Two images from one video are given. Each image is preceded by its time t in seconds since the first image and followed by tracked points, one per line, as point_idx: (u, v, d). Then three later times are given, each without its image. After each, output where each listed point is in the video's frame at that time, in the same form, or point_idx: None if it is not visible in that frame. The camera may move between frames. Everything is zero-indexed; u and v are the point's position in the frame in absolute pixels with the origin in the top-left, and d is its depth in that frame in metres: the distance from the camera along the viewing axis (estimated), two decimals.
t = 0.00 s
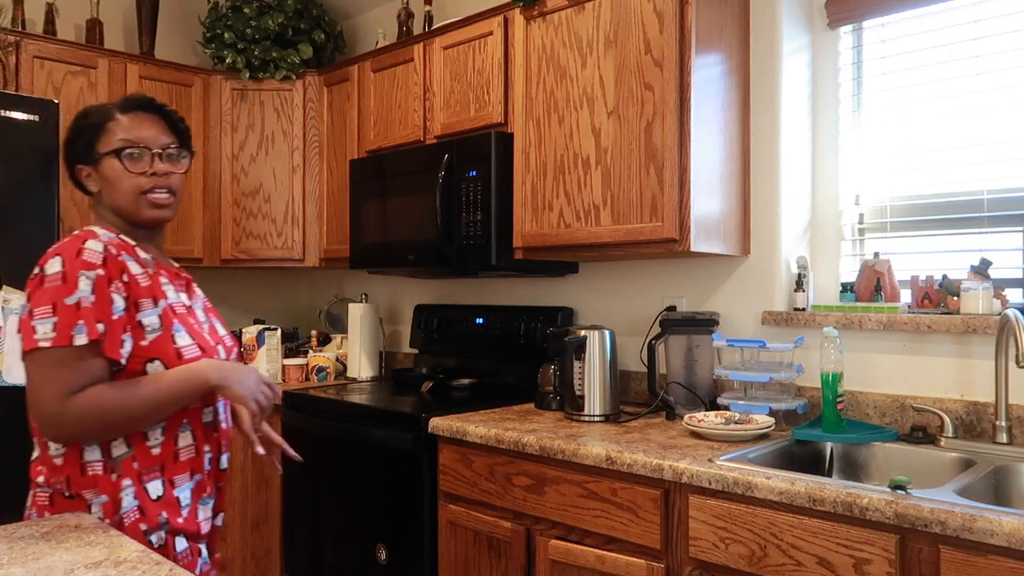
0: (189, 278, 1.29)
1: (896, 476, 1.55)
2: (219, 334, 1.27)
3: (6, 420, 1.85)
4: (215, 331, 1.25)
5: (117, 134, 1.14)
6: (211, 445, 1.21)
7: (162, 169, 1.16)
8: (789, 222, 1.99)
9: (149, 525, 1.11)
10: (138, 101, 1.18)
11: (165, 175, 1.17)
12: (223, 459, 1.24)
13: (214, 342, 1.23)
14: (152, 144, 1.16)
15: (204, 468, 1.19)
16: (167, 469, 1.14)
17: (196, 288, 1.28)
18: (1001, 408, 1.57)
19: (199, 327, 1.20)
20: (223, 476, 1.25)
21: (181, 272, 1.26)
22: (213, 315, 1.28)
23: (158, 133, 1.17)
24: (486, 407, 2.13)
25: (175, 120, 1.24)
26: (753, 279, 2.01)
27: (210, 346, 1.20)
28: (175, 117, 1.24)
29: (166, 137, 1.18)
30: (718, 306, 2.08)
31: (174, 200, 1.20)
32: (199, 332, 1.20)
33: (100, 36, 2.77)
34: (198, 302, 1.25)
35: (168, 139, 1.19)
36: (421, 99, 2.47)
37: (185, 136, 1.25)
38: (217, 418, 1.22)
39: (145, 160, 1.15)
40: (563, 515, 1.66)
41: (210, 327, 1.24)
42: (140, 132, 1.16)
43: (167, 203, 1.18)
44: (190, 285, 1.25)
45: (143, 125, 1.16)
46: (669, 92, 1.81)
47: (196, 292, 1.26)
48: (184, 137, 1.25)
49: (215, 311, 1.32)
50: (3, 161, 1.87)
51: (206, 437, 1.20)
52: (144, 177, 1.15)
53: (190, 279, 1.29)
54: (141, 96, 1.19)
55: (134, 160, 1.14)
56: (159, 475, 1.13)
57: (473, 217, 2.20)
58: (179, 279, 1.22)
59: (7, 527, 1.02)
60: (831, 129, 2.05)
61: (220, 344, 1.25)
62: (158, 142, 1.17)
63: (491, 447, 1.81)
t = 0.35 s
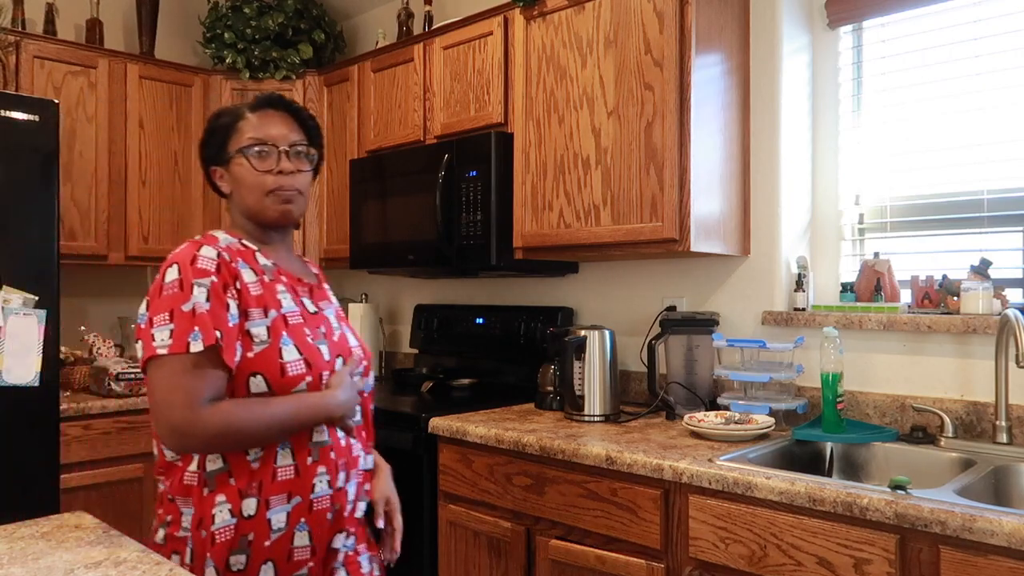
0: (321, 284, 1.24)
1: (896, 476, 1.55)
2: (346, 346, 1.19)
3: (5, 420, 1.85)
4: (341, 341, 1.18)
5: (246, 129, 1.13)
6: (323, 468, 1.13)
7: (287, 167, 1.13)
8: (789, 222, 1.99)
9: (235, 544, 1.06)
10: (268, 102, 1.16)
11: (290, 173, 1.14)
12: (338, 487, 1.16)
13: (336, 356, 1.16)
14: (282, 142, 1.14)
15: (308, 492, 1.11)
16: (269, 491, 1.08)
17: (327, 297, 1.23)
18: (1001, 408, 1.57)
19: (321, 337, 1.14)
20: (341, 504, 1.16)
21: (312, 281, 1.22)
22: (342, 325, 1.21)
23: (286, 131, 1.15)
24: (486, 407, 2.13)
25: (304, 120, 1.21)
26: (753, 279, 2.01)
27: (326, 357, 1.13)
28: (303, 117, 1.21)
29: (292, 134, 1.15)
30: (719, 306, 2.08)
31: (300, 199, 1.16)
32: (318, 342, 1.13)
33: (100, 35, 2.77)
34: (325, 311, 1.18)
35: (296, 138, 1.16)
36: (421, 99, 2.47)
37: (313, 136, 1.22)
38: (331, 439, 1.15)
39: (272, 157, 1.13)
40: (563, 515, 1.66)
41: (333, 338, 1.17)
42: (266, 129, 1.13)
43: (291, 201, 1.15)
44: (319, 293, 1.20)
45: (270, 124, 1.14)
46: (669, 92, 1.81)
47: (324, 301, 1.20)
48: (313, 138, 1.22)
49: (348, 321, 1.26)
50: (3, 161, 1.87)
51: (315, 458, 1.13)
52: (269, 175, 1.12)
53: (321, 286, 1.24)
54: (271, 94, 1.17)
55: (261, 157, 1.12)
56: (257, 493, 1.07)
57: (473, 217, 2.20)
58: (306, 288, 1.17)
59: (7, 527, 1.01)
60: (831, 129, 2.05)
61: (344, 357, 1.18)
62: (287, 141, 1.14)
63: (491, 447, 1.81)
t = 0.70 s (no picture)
0: (446, 280, 1.04)
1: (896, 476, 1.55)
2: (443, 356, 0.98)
3: (6, 420, 1.85)
4: (434, 349, 0.97)
5: (361, 106, 1.02)
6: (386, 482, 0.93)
7: (402, 145, 1.00)
8: (789, 222, 1.99)
9: (305, 537, 0.95)
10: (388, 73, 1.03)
11: (405, 152, 1.00)
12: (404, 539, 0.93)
13: (420, 367, 0.96)
14: (398, 119, 1.01)
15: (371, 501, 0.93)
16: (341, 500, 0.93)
17: (446, 297, 1.03)
18: (1001, 408, 1.57)
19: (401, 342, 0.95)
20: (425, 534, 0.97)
21: (431, 277, 1.03)
22: (449, 328, 1.00)
23: (406, 107, 1.02)
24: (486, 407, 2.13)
25: (430, 92, 1.06)
26: (753, 279, 2.01)
27: (399, 367, 0.94)
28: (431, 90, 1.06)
29: (411, 110, 1.02)
30: (719, 306, 2.08)
31: (416, 182, 1.02)
32: (388, 348, 0.94)
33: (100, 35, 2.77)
34: (424, 311, 0.99)
35: (415, 114, 1.03)
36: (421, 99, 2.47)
37: (440, 114, 1.08)
38: (411, 458, 0.95)
39: (385, 134, 1.00)
40: (563, 515, 1.66)
41: (421, 344, 0.97)
42: (380, 105, 1.01)
43: (406, 184, 1.01)
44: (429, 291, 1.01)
45: (385, 99, 1.02)
46: (669, 92, 1.81)
47: (431, 301, 1.00)
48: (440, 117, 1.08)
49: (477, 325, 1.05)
50: (3, 161, 1.87)
51: (377, 474, 0.93)
52: (382, 154, 0.99)
53: (446, 283, 1.04)
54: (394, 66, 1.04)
55: (375, 135, 1.00)
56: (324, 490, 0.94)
57: (473, 217, 2.20)
58: (406, 284, 0.99)
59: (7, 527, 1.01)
60: (831, 129, 2.05)
61: (436, 367, 0.97)
62: (404, 117, 1.01)
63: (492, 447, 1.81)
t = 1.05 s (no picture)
0: (500, 283, 0.95)
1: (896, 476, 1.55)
2: (489, 374, 0.89)
3: (6, 420, 1.85)
4: (478, 364, 0.89)
5: (410, 86, 0.95)
6: (409, 523, 0.86)
7: (453, 130, 0.92)
8: (789, 221, 1.99)
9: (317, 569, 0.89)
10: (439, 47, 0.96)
11: (457, 138, 0.92)
12: None
13: (460, 384, 0.87)
14: (450, 102, 0.94)
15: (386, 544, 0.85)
16: (366, 534, 0.85)
17: (501, 306, 0.93)
18: (1001, 408, 1.57)
19: (438, 355, 0.87)
20: None
21: (483, 283, 0.94)
22: (497, 341, 0.91)
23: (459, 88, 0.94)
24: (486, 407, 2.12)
25: (485, 69, 0.98)
26: (754, 279, 2.01)
27: (432, 382, 0.86)
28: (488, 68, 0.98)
29: (466, 90, 0.95)
30: (719, 306, 2.08)
31: (469, 172, 0.95)
32: (421, 360, 0.86)
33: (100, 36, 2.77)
34: (468, 320, 0.91)
35: (469, 94, 0.95)
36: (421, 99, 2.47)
37: (498, 94, 1.00)
38: (446, 492, 0.86)
39: (435, 119, 0.93)
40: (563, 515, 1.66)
41: (462, 358, 0.88)
42: (429, 85, 0.94)
43: (459, 173, 0.94)
44: (477, 297, 0.92)
45: (435, 78, 0.94)
46: (669, 92, 1.81)
47: (480, 308, 0.92)
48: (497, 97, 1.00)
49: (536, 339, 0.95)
50: (4, 161, 1.87)
51: (397, 509, 0.85)
52: (433, 140, 0.92)
53: (501, 290, 0.95)
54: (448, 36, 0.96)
55: (424, 119, 0.93)
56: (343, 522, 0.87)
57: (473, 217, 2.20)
58: (450, 289, 0.91)
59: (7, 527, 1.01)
60: (831, 129, 2.05)
61: (479, 385, 0.88)
62: (457, 98, 0.94)
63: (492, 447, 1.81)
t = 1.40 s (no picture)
0: (534, 277, 0.88)
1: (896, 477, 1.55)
2: (535, 378, 0.80)
3: (6, 420, 1.85)
4: (521, 366, 0.79)
5: (419, 59, 0.83)
6: (444, 550, 0.76)
7: (465, 115, 0.80)
8: (789, 221, 1.99)
9: None
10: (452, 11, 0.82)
11: (470, 126, 0.80)
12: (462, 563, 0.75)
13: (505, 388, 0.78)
14: (464, 80, 0.82)
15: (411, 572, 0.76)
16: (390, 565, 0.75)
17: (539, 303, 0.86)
18: (1001, 408, 1.57)
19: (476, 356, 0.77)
20: None
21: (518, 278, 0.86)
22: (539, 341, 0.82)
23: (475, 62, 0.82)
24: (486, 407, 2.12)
25: (510, 37, 0.85)
26: (754, 279, 2.01)
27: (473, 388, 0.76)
28: (513, 34, 0.85)
29: (484, 65, 0.83)
30: (718, 306, 2.08)
31: (486, 164, 0.83)
32: (457, 364, 0.76)
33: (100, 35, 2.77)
34: (504, 316, 0.82)
35: (488, 70, 0.83)
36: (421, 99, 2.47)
37: (524, 61, 0.87)
38: (485, 509, 0.78)
39: (445, 100, 0.81)
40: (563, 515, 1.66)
41: (503, 360, 0.79)
42: (440, 58, 0.82)
43: (472, 165, 0.83)
44: (512, 294, 0.84)
45: (448, 51, 0.82)
46: (669, 92, 1.81)
47: (517, 304, 0.84)
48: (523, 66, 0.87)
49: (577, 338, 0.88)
50: (3, 161, 1.87)
51: (430, 535, 0.76)
52: (443, 127, 0.81)
53: (536, 285, 0.87)
54: None
55: (433, 100, 0.81)
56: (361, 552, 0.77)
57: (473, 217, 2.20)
58: (481, 283, 0.82)
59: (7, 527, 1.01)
60: (831, 129, 2.05)
61: (524, 389, 0.79)
62: (472, 75, 0.82)
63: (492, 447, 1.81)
